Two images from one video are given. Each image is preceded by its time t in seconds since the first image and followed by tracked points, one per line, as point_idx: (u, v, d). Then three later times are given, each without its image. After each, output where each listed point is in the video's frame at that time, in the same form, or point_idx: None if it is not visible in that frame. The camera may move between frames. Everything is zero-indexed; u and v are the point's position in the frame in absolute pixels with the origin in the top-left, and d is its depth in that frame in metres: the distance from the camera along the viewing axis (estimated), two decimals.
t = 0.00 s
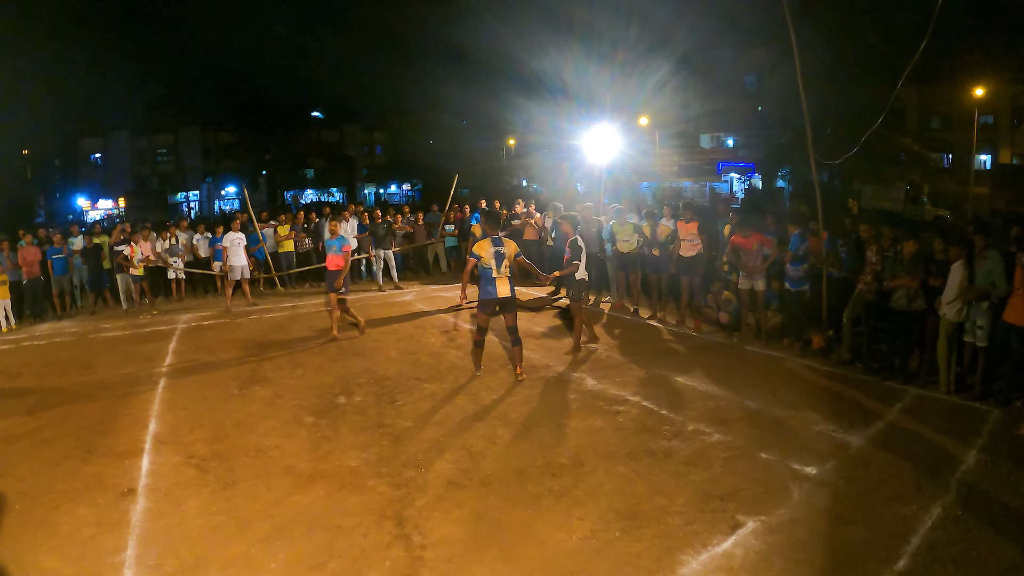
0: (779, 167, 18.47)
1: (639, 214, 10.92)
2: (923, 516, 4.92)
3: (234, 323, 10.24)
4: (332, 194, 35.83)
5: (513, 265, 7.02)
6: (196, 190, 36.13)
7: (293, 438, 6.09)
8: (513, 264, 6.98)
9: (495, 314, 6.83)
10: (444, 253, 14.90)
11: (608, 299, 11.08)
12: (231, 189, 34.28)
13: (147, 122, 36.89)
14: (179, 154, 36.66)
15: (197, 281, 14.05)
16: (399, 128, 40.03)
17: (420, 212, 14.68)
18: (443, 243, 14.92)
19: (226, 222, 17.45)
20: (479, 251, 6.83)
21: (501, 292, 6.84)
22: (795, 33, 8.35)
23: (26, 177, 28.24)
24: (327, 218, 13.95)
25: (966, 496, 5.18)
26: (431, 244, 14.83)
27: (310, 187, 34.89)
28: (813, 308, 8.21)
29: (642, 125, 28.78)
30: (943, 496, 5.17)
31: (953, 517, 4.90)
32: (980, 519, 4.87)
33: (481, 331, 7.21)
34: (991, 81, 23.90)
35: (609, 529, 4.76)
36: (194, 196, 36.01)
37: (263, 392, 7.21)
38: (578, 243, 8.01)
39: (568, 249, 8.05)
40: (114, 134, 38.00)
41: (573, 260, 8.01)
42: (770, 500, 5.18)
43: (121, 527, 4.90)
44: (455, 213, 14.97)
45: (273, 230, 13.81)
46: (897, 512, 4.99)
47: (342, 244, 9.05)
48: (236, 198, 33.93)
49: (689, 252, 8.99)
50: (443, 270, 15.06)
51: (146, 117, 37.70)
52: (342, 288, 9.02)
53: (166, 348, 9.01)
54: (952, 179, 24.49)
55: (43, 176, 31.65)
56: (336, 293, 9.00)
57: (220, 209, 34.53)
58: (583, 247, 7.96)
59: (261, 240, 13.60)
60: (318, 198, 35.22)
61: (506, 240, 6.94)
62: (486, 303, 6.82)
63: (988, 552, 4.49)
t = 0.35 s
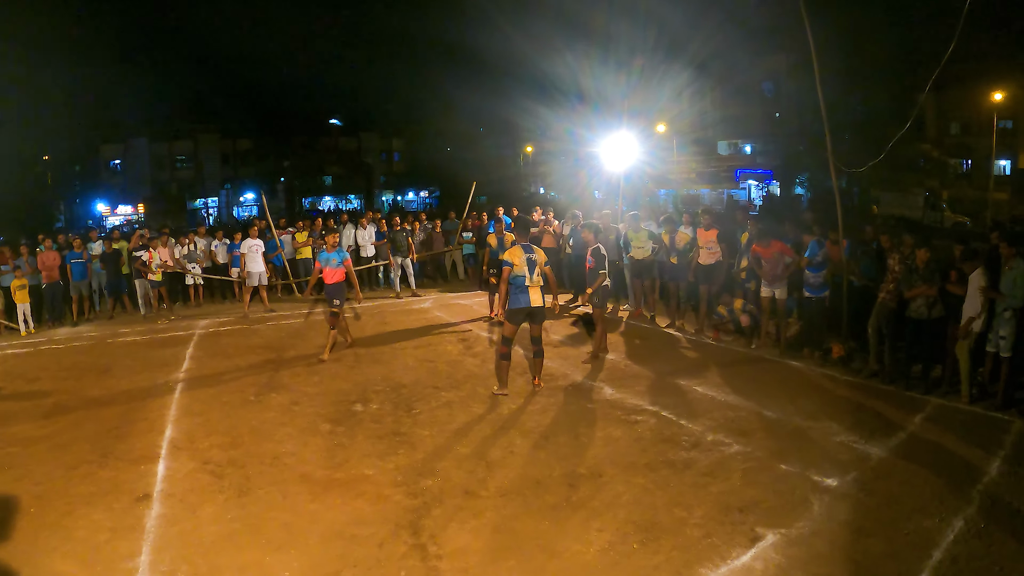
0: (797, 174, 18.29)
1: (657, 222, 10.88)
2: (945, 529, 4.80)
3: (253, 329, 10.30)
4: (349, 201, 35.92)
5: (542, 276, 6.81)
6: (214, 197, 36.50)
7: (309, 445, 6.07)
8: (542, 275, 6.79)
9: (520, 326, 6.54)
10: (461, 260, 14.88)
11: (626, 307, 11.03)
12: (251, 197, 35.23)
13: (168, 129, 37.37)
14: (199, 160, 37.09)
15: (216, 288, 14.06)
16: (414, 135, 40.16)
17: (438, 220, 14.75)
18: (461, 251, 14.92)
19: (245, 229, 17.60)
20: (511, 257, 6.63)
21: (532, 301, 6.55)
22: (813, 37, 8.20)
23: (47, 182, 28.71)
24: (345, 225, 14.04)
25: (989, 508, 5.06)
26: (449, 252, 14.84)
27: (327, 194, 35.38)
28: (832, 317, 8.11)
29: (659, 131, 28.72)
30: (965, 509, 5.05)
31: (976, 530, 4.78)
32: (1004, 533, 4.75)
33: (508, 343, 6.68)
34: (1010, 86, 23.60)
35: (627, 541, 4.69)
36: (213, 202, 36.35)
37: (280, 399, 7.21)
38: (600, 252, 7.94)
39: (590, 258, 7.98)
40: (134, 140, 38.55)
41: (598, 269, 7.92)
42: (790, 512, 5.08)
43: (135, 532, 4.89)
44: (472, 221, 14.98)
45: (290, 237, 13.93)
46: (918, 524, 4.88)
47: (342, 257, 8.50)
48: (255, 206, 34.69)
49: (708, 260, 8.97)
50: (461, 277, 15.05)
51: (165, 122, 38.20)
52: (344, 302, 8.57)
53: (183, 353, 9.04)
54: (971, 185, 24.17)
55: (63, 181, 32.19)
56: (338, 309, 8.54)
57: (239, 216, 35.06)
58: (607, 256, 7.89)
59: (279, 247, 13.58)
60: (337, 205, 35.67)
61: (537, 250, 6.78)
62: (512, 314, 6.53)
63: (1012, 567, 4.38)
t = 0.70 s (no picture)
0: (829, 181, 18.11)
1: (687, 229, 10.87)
2: (980, 544, 4.67)
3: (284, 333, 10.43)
4: (379, 208, 36.94)
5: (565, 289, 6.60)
6: (244, 203, 36.35)
7: (338, 451, 6.08)
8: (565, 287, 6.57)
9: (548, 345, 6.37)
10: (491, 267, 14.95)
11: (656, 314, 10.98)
12: (282, 203, 34.83)
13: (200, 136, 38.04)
14: (230, 168, 37.39)
15: (246, 292, 14.33)
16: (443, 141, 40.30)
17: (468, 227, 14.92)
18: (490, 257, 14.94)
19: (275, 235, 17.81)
20: (534, 275, 6.35)
21: (561, 319, 6.37)
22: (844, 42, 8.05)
23: (79, 187, 29.43)
24: (375, 231, 14.44)
25: None
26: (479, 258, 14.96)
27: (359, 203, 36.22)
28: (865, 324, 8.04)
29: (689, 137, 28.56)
30: (1000, 523, 4.90)
31: (1012, 546, 4.64)
32: None
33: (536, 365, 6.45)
34: None
35: (657, 552, 4.61)
36: (243, 209, 36.02)
37: (309, 404, 7.24)
38: (633, 257, 8.03)
39: (622, 263, 8.06)
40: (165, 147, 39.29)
41: (629, 276, 8.03)
42: (821, 525, 4.97)
43: (164, 534, 4.93)
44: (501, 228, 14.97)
45: (321, 243, 14.05)
46: (951, 539, 4.75)
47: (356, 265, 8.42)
48: (286, 212, 34.79)
49: (737, 266, 9.00)
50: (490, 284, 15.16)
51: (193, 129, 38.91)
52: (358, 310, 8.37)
53: (214, 357, 9.13)
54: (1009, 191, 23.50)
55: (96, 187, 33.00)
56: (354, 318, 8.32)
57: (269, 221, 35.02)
58: (640, 262, 7.96)
59: (309, 253, 13.80)
60: (368, 212, 36.42)
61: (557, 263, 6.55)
62: (541, 335, 6.32)
63: None
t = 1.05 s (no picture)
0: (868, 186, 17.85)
1: (727, 236, 10.84)
2: None
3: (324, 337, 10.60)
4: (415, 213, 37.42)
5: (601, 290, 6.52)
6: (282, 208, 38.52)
7: (377, 456, 6.12)
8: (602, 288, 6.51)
9: (589, 350, 6.30)
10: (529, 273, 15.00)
11: (694, 321, 10.96)
12: (317, 209, 37.54)
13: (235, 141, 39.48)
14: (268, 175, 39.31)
15: (284, 296, 14.47)
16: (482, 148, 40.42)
17: (506, 233, 15.05)
18: (527, 263, 15.04)
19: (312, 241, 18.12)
20: (574, 275, 6.25)
21: (602, 321, 6.31)
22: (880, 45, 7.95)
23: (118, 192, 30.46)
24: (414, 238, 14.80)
25: None
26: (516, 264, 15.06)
27: (394, 207, 37.41)
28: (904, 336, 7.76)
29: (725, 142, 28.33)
30: None
31: None
32: None
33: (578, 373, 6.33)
34: None
35: (696, 563, 4.53)
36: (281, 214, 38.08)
37: (348, 408, 7.31)
38: (663, 265, 7.95)
39: (653, 271, 8.03)
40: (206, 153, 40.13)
41: (660, 283, 7.97)
42: (862, 537, 4.84)
43: (203, 536, 4.98)
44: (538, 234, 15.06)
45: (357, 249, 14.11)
46: (994, 553, 4.60)
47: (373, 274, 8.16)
48: (322, 218, 36.92)
49: (774, 273, 8.93)
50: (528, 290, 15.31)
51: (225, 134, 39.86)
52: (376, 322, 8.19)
53: (253, 360, 9.27)
54: None
55: (136, 191, 34.14)
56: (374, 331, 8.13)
57: (306, 227, 37.48)
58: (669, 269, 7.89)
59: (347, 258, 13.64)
60: (403, 218, 37.65)
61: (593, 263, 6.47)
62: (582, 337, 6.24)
63: None
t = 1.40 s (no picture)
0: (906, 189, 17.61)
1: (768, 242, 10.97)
2: None
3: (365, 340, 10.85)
4: (451, 217, 37.50)
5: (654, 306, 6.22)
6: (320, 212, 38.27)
7: (419, 460, 6.20)
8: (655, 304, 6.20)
9: (638, 372, 5.90)
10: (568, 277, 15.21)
11: (734, 327, 11.09)
12: (355, 212, 37.52)
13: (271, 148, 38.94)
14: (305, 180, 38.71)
15: (323, 300, 14.79)
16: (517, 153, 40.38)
17: (544, 238, 15.30)
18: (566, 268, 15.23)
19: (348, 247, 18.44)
20: (619, 292, 6.02)
21: (653, 339, 5.97)
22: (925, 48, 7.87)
23: (157, 197, 31.35)
24: (452, 242, 15.16)
25: None
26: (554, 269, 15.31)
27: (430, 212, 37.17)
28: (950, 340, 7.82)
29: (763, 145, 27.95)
30: None
31: None
32: None
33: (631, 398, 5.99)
34: None
35: (742, 570, 4.43)
36: (318, 219, 37.86)
37: (389, 413, 7.46)
38: (696, 270, 8.27)
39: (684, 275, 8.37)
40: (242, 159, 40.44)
41: (691, 286, 8.28)
42: (905, 546, 4.67)
43: (246, 535, 5.02)
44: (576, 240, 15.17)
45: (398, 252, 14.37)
46: None
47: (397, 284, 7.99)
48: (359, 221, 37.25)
49: (816, 277, 9.08)
50: (567, 295, 15.57)
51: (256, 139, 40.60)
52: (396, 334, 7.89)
53: (292, 364, 9.50)
54: None
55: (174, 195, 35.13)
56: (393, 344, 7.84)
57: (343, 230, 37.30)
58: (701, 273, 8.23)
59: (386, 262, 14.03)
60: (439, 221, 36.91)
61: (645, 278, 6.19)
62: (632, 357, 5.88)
63: None
